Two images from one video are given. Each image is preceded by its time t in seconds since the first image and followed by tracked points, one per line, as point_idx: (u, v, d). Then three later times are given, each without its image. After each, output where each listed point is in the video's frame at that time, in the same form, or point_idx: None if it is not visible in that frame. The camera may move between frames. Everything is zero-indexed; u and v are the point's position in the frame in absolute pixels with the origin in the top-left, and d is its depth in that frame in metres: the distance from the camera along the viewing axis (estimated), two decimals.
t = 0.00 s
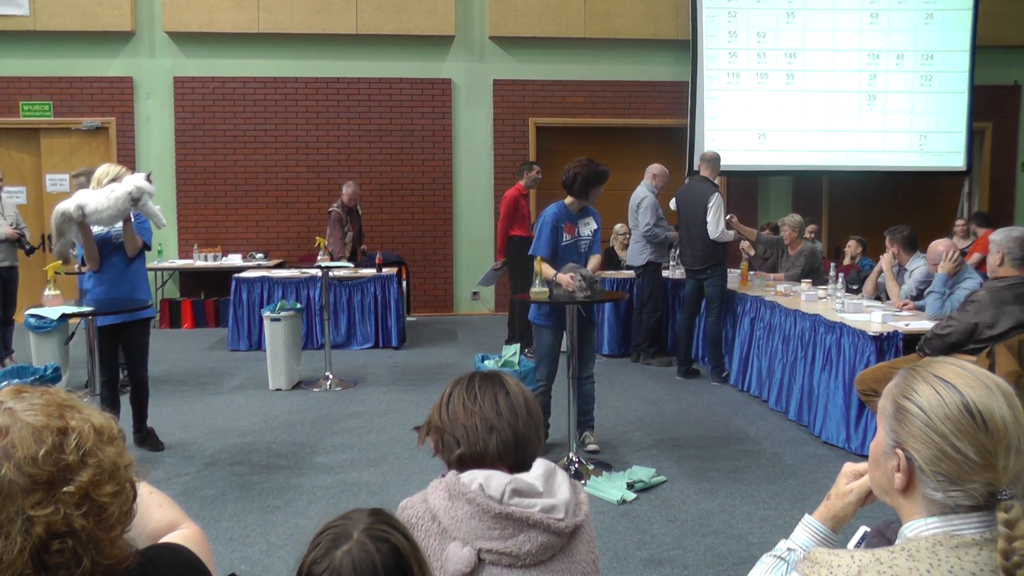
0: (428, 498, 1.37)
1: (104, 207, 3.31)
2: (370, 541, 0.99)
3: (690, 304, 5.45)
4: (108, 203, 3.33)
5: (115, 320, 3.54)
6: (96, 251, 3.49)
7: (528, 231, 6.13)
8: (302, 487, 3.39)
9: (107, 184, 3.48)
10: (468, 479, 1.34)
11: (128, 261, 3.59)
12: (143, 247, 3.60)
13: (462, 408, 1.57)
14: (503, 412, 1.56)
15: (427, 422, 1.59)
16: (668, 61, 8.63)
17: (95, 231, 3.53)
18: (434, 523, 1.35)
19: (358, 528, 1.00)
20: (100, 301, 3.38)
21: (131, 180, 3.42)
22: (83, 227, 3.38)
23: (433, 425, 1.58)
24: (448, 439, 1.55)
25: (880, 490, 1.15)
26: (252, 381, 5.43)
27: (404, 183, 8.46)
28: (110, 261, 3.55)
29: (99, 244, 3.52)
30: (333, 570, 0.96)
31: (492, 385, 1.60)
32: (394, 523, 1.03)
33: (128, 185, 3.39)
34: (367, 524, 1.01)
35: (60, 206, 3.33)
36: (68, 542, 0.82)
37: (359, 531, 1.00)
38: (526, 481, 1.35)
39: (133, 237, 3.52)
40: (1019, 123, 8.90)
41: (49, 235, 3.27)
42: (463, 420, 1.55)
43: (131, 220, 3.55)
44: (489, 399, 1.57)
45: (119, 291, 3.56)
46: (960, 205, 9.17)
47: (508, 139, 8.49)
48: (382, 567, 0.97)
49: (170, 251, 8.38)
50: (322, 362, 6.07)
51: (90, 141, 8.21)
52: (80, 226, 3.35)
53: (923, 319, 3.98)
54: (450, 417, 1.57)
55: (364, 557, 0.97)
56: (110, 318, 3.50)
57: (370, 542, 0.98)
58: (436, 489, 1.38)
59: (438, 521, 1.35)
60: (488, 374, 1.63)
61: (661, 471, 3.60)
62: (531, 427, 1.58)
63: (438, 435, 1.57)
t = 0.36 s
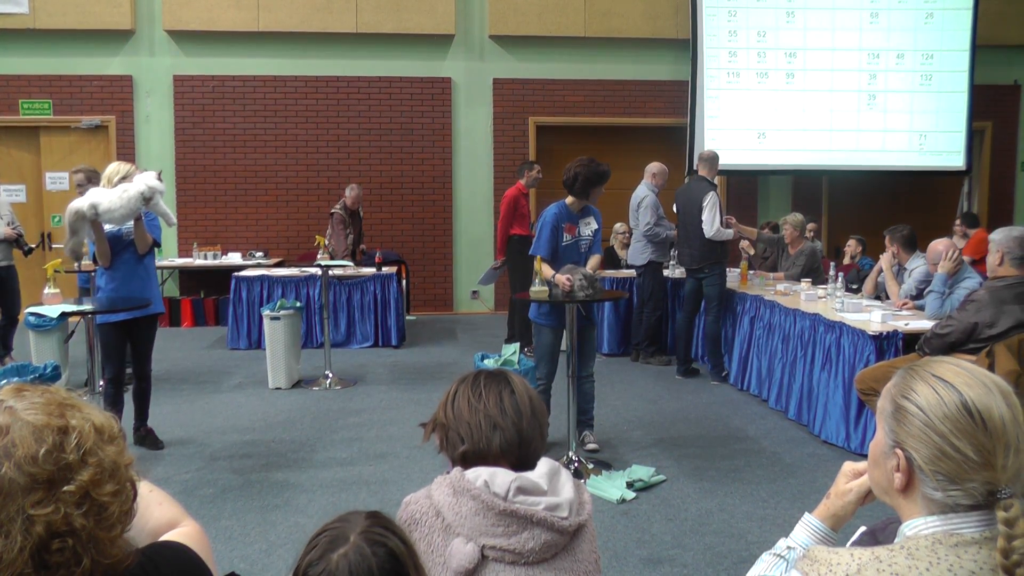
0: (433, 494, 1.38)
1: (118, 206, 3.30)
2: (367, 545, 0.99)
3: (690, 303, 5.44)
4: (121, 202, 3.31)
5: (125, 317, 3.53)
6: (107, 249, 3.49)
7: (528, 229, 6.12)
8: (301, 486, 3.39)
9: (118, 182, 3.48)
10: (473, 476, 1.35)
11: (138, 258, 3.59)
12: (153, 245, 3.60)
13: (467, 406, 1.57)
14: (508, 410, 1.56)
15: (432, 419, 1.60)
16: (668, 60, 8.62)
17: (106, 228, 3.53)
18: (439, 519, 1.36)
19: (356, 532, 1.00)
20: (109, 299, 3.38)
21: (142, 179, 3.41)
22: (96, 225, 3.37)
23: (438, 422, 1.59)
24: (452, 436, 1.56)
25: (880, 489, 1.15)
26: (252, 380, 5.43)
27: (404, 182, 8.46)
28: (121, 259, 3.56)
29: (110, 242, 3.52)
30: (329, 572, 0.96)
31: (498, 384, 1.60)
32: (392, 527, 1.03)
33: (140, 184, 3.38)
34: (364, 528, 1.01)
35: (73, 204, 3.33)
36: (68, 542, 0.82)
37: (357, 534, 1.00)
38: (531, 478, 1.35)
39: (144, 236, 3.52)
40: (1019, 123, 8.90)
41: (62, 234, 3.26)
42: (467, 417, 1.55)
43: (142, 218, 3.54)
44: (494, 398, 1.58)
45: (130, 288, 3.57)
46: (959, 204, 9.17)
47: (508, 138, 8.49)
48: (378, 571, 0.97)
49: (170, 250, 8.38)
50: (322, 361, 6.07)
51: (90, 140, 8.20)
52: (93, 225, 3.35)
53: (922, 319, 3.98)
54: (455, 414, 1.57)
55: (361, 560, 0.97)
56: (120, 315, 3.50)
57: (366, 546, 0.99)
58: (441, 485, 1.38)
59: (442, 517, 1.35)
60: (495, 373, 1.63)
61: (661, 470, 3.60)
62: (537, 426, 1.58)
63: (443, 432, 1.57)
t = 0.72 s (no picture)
0: (438, 492, 1.38)
1: (128, 206, 3.30)
2: (361, 539, 0.99)
3: (690, 301, 5.43)
4: (130, 202, 3.31)
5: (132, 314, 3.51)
6: (115, 247, 3.48)
7: (528, 228, 6.12)
8: (301, 484, 3.39)
9: (125, 181, 3.48)
10: (477, 475, 1.35)
11: (145, 256, 3.59)
12: (159, 244, 3.60)
13: (474, 403, 1.57)
14: (515, 408, 1.56)
15: (439, 415, 1.60)
16: (668, 59, 8.62)
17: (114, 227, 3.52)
18: (443, 517, 1.36)
19: (348, 526, 1.01)
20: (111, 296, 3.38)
21: (151, 179, 3.41)
22: (104, 224, 3.38)
23: (445, 419, 1.59)
24: (458, 433, 1.56)
25: (880, 489, 1.15)
26: (251, 379, 5.43)
27: (404, 180, 8.46)
28: (128, 257, 3.55)
29: (116, 240, 3.52)
30: (324, 568, 0.97)
31: (506, 382, 1.60)
32: (384, 521, 1.03)
33: (147, 184, 3.39)
34: (356, 522, 1.01)
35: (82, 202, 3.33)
36: (68, 540, 0.82)
37: (349, 529, 1.00)
38: (535, 478, 1.35)
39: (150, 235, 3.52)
40: (1019, 122, 8.89)
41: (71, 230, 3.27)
42: (474, 414, 1.55)
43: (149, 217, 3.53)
44: (502, 395, 1.58)
45: (137, 287, 3.55)
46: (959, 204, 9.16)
47: (508, 137, 8.48)
48: (372, 564, 0.98)
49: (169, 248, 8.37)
50: (322, 360, 6.07)
51: (90, 138, 8.20)
52: (101, 223, 3.36)
53: (922, 318, 3.97)
54: (462, 410, 1.57)
55: (355, 554, 0.97)
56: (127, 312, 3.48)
57: (360, 540, 0.99)
58: (446, 484, 1.38)
59: (447, 515, 1.36)
60: (503, 371, 1.64)
61: (660, 469, 3.60)
62: (543, 425, 1.57)
63: (450, 428, 1.57)
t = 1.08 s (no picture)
0: (433, 492, 1.38)
1: (128, 203, 3.32)
2: (349, 539, 1.02)
3: (690, 300, 5.43)
4: (131, 199, 3.34)
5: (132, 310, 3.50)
6: (116, 244, 3.48)
7: (528, 227, 6.12)
8: (301, 482, 3.39)
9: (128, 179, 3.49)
10: (472, 474, 1.35)
11: (146, 254, 3.58)
12: (161, 242, 3.59)
13: (469, 402, 1.57)
14: (510, 406, 1.56)
15: (435, 415, 1.61)
16: (669, 58, 8.61)
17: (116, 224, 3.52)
18: (438, 516, 1.37)
19: (336, 526, 1.03)
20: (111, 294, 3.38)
21: (154, 177, 3.42)
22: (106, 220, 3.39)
23: (441, 418, 1.59)
24: (454, 432, 1.56)
25: (880, 489, 1.15)
26: (251, 376, 5.43)
27: (404, 179, 8.45)
28: (129, 255, 3.55)
29: (118, 238, 3.52)
30: (312, 567, 0.99)
31: (501, 380, 1.61)
32: (371, 520, 1.07)
33: (150, 181, 3.40)
34: (344, 522, 1.04)
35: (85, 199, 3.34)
36: (69, 536, 0.82)
37: (336, 529, 1.03)
38: (529, 477, 1.35)
39: (152, 232, 3.52)
40: (1019, 122, 8.89)
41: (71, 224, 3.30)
42: (470, 412, 1.55)
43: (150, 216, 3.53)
44: (497, 393, 1.58)
45: (138, 285, 3.54)
46: (959, 203, 9.16)
47: (508, 135, 8.48)
48: (362, 562, 1.00)
49: (169, 246, 8.36)
50: (322, 358, 6.07)
51: (90, 135, 8.20)
52: (103, 219, 3.37)
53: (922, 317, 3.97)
54: (457, 410, 1.57)
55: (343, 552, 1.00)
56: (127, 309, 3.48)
57: (348, 539, 1.02)
58: (441, 483, 1.39)
59: (442, 515, 1.36)
60: (499, 370, 1.64)
61: (660, 468, 3.60)
62: (538, 423, 1.57)
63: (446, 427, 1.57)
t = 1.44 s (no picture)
0: (430, 491, 1.38)
1: (122, 200, 3.33)
2: (340, 548, 1.01)
3: (690, 299, 5.43)
4: (126, 196, 3.34)
5: (129, 309, 3.51)
6: (111, 241, 3.48)
7: (528, 225, 6.12)
8: (300, 479, 3.39)
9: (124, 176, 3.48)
10: (469, 473, 1.35)
11: (142, 253, 3.57)
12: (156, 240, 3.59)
13: (466, 401, 1.57)
14: (507, 406, 1.56)
15: (432, 414, 1.60)
16: (670, 56, 8.61)
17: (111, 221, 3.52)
18: (436, 515, 1.36)
19: (331, 532, 1.03)
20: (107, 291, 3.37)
21: (148, 173, 3.41)
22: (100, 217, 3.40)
23: (437, 418, 1.59)
24: (451, 432, 1.56)
25: (881, 489, 1.15)
26: (251, 374, 5.43)
27: (404, 177, 8.45)
28: (124, 253, 3.54)
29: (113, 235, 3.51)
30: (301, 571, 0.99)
31: (498, 379, 1.60)
32: (368, 527, 1.06)
33: (144, 178, 3.39)
34: (339, 528, 1.04)
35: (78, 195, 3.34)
36: (68, 534, 0.82)
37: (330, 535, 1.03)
38: (527, 475, 1.35)
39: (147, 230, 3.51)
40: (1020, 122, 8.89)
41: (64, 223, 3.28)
42: (467, 412, 1.55)
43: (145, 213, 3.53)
44: (494, 393, 1.57)
45: (133, 283, 3.53)
46: (959, 202, 9.16)
47: (509, 133, 8.48)
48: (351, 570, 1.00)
49: (169, 244, 8.35)
50: (321, 355, 6.07)
51: (90, 132, 8.19)
52: (97, 216, 3.37)
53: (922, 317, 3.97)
54: (454, 410, 1.57)
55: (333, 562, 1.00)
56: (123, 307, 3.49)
57: (338, 549, 1.01)
58: (439, 482, 1.39)
59: (439, 514, 1.36)
60: (496, 368, 1.63)
61: (659, 466, 3.60)
62: (535, 423, 1.57)
63: (443, 427, 1.58)
